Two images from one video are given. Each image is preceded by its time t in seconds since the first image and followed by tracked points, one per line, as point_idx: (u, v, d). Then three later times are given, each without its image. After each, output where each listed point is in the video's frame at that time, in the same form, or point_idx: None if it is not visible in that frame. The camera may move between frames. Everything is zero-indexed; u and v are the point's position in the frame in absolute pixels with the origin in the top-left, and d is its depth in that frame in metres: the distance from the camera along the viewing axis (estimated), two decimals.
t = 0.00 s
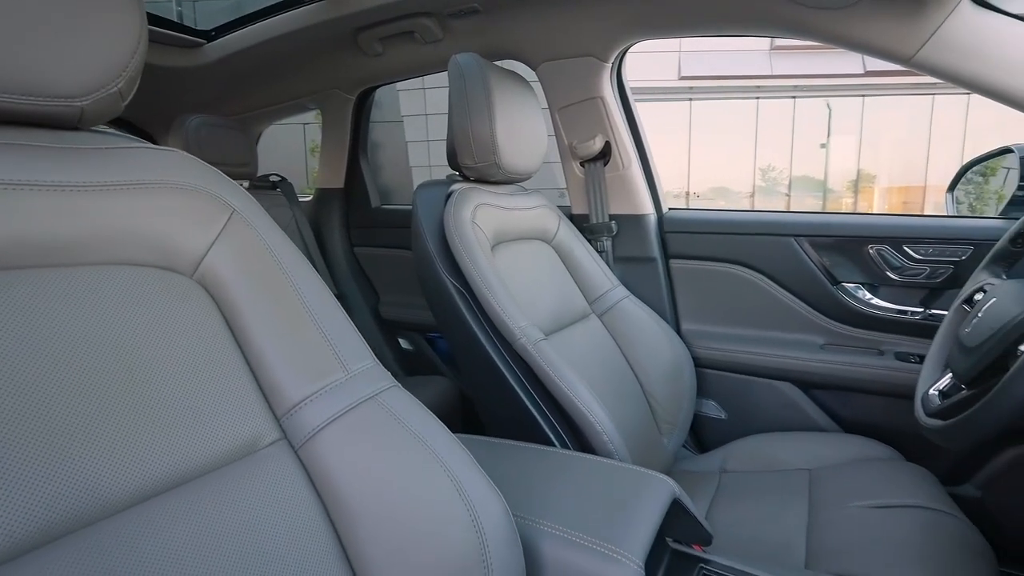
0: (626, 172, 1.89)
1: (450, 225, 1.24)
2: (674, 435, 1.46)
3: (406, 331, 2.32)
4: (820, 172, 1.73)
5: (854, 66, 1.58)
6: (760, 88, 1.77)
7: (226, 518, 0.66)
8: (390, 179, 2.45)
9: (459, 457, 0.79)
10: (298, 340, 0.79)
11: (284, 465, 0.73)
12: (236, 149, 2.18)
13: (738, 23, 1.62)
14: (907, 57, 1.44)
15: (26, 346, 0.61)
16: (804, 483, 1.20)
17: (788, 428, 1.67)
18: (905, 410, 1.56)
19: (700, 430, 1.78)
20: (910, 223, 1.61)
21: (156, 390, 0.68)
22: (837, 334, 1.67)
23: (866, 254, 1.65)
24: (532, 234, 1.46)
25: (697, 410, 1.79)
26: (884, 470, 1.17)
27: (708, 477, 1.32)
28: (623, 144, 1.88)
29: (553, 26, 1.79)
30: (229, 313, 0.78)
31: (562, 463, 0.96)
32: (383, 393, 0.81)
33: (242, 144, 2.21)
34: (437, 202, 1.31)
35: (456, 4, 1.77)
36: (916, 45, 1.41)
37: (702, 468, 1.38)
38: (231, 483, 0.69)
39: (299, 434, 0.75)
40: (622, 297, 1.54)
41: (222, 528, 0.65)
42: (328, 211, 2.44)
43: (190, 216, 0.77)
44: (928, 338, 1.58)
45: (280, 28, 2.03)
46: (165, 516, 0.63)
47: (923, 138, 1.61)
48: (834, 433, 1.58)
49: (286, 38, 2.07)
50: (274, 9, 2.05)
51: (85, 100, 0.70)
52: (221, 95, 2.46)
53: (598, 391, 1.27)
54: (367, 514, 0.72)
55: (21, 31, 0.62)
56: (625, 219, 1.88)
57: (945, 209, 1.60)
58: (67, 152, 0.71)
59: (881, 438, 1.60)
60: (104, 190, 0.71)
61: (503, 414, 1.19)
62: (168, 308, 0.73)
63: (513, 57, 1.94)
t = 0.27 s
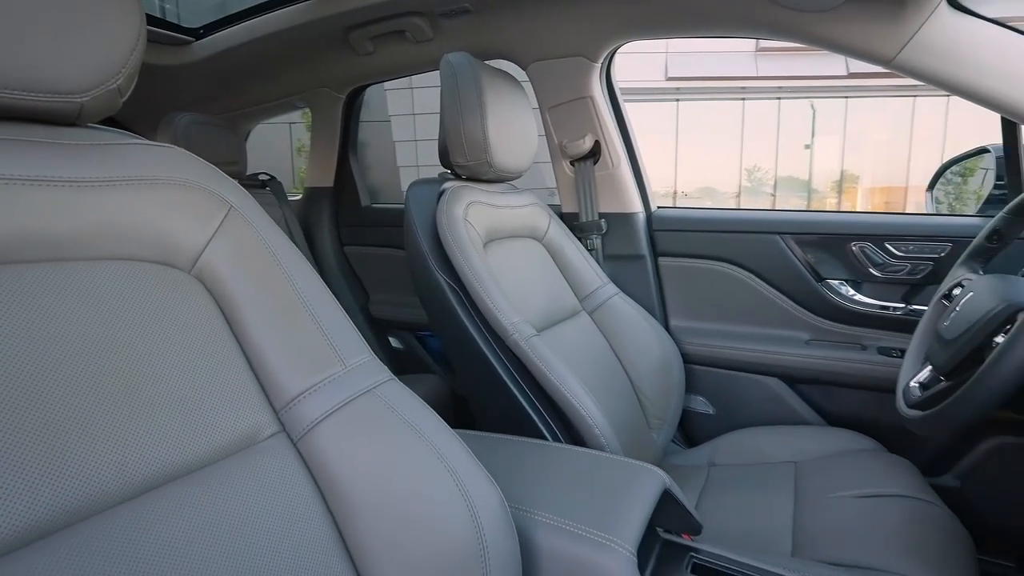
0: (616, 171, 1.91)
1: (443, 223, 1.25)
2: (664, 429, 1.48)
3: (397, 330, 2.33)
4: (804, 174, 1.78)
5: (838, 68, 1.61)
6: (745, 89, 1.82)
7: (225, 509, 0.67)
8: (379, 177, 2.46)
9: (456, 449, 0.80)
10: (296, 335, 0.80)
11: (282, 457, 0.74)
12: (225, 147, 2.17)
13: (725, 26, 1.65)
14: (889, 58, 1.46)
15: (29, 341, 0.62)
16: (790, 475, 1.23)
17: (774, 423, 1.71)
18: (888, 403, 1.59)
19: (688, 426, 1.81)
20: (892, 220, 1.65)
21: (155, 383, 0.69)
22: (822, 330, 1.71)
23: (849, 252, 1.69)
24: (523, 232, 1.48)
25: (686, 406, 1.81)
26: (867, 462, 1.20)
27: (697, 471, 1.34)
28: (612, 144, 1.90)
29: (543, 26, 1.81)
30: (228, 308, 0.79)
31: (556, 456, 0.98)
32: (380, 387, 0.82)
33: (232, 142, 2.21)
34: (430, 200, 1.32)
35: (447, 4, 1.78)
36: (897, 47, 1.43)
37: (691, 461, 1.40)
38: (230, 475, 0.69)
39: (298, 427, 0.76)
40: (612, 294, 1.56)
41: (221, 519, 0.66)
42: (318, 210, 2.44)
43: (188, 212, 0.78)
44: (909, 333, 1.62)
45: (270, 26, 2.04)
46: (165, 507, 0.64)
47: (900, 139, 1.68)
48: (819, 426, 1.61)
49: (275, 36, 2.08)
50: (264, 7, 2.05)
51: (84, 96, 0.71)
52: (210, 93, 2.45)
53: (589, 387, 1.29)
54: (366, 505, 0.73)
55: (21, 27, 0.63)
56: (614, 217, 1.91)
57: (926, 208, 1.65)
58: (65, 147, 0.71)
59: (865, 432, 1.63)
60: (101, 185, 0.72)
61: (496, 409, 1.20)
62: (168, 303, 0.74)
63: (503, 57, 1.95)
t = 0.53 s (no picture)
0: (606, 170, 1.93)
1: (436, 221, 1.26)
2: (654, 425, 1.50)
3: (388, 329, 2.34)
4: (791, 173, 1.80)
5: (823, 69, 1.64)
6: (733, 90, 1.84)
7: (224, 501, 0.68)
8: (370, 176, 2.46)
9: (452, 443, 0.81)
10: (293, 330, 0.81)
11: (281, 451, 0.75)
12: (215, 146, 2.17)
13: (712, 27, 1.67)
14: (872, 59, 1.49)
15: (30, 337, 0.63)
16: (778, 468, 1.25)
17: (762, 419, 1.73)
18: (873, 398, 1.62)
19: (678, 422, 1.83)
20: (876, 219, 1.68)
21: (154, 379, 0.70)
22: (808, 326, 1.74)
23: (835, 249, 1.72)
24: (515, 230, 1.49)
25: (676, 402, 1.83)
26: (853, 455, 1.22)
27: (686, 465, 1.37)
28: (603, 143, 1.92)
29: (534, 27, 1.83)
30: (225, 304, 0.79)
31: (550, 450, 0.99)
32: (377, 382, 0.83)
33: (222, 140, 2.20)
34: (423, 198, 1.34)
35: (439, 3, 1.79)
36: (881, 49, 1.46)
37: (681, 456, 1.42)
38: (229, 468, 0.70)
39: (296, 421, 0.77)
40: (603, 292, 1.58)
41: (221, 511, 0.67)
42: (308, 209, 2.44)
43: (186, 209, 0.79)
44: (893, 329, 1.65)
45: (261, 25, 2.04)
46: (166, 499, 0.65)
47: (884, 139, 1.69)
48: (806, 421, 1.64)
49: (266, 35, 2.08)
50: (253, 7, 2.05)
51: (84, 94, 0.71)
52: (200, 91, 2.44)
53: (581, 383, 1.31)
54: (364, 498, 0.74)
55: (22, 25, 0.64)
56: (604, 215, 1.93)
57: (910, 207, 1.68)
58: (63, 145, 0.72)
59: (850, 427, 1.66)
60: (99, 182, 0.72)
61: (489, 405, 1.22)
62: (166, 299, 0.75)
63: (494, 56, 1.96)
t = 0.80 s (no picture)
0: (597, 170, 1.95)
1: (429, 220, 1.27)
2: (645, 421, 1.52)
3: (380, 328, 2.34)
4: (778, 174, 1.83)
5: (809, 71, 1.67)
6: (721, 90, 1.86)
7: (224, 495, 0.69)
8: (361, 175, 2.46)
9: (449, 437, 0.83)
10: (291, 327, 0.82)
11: (279, 446, 0.76)
12: (206, 144, 2.16)
13: (700, 29, 1.69)
14: (856, 62, 1.52)
15: (31, 333, 0.64)
16: (766, 462, 1.28)
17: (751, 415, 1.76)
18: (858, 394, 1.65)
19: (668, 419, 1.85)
20: (861, 218, 1.71)
21: (153, 375, 0.70)
22: (796, 323, 1.76)
23: (821, 248, 1.75)
24: (507, 229, 1.50)
25: (666, 399, 1.85)
26: (839, 448, 1.25)
27: (676, 461, 1.39)
28: (594, 143, 1.94)
29: (525, 27, 1.84)
30: (223, 301, 0.80)
31: (544, 445, 1.01)
32: (374, 377, 0.84)
33: (212, 139, 2.20)
34: (416, 197, 1.35)
35: (431, 3, 1.80)
36: (866, 51, 1.49)
37: (671, 451, 1.45)
38: (228, 462, 0.71)
39: (294, 416, 0.78)
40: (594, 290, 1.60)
41: (222, 504, 0.68)
42: (299, 208, 2.43)
43: (183, 207, 0.79)
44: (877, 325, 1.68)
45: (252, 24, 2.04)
46: (166, 493, 0.66)
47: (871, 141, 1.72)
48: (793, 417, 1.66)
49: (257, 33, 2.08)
50: (246, 5, 2.07)
51: (82, 92, 0.72)
52: (189, 90, 2.44)
53: (573, 379, 1.32)
54: (362, 491, 0.75)
55: (22, 23, 0.64)
56: (595, 214, 1.94)
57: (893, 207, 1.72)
58: (62, 143, 0.73)
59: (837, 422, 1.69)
60: (98, 180, 0.73)
61: (483, 401, 1.23)
62: (165, 295, 0.76)
63: (485, 56, 1.98)
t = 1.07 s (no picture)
0: (586, 169, 1.97)
1: (421, 218, 1.29)
2: (634, 416, 1.55)
3: (370, 327, 2.35)
4: (762, 174, 1.87)
5: (792, 73, 1.71)
6: (706, 91, 1.90)
7: (223, 487, 0.70)
8: (351, 174, 2.47)
9: (444, 430, 0.84)
10: (287, 322, 0.83)
11: (277, 439, 0.77)
12: (194, 143, 2.16)
13: (686, 31, 1.72)
14: (838, 64, 1.56)
15: (32, 328, 0.64)
16: (752, 456, 1.31)
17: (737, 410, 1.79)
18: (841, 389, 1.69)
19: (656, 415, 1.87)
20: (844, 216, 1.75)
21: (151, 370, 0.71)
22: (781, 320, 1.80)
23: (804, 246, 1.78)
24: (497, 228, 1.52)
25: (654, 396, 1.87)
26: (823, 441, 1.28)
27: (664, 455, 1.41)
28: (583, 143, 1.96)
29: (514, 27, 1.86)
30: (220, 297, 0.81)
31: (536, 440, 1.02)
32: (370, 372, 0.85)
33: (200, 137, 2.19)
34: (408, 196, 1.36)
35: (422, 4, 1.81)
36: (848, 52, 1.53)
37: (659, 446, 1.47)
38: (227, 455, 0.72)
39: (292, 410, 0.79)
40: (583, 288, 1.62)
41: (221, 496, 0.69)
42: (287, 207, 2.43)
43: (180, 204, 0.80)
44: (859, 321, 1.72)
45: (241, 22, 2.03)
46: (166, 485, 0.66)
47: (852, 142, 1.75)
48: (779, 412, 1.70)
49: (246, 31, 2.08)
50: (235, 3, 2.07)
51: (81, 89, 0.72)
52: (176, 88, 2.42)
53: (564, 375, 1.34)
54: (359, 483, 0.76)
55: (22, 21, 0.65)
56: (584, 214, 1.97)
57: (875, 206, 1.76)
58: (59, 140, 0.73)
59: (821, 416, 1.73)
60: (95, 177, 0.74)
61: (475, 398, 1.24)
62: (162, 291, 0.76)
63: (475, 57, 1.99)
